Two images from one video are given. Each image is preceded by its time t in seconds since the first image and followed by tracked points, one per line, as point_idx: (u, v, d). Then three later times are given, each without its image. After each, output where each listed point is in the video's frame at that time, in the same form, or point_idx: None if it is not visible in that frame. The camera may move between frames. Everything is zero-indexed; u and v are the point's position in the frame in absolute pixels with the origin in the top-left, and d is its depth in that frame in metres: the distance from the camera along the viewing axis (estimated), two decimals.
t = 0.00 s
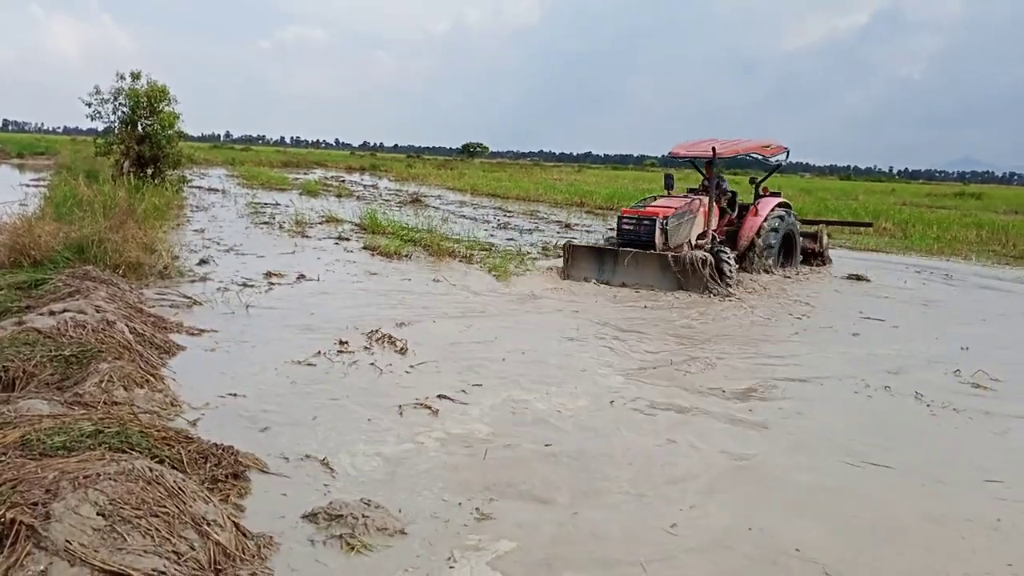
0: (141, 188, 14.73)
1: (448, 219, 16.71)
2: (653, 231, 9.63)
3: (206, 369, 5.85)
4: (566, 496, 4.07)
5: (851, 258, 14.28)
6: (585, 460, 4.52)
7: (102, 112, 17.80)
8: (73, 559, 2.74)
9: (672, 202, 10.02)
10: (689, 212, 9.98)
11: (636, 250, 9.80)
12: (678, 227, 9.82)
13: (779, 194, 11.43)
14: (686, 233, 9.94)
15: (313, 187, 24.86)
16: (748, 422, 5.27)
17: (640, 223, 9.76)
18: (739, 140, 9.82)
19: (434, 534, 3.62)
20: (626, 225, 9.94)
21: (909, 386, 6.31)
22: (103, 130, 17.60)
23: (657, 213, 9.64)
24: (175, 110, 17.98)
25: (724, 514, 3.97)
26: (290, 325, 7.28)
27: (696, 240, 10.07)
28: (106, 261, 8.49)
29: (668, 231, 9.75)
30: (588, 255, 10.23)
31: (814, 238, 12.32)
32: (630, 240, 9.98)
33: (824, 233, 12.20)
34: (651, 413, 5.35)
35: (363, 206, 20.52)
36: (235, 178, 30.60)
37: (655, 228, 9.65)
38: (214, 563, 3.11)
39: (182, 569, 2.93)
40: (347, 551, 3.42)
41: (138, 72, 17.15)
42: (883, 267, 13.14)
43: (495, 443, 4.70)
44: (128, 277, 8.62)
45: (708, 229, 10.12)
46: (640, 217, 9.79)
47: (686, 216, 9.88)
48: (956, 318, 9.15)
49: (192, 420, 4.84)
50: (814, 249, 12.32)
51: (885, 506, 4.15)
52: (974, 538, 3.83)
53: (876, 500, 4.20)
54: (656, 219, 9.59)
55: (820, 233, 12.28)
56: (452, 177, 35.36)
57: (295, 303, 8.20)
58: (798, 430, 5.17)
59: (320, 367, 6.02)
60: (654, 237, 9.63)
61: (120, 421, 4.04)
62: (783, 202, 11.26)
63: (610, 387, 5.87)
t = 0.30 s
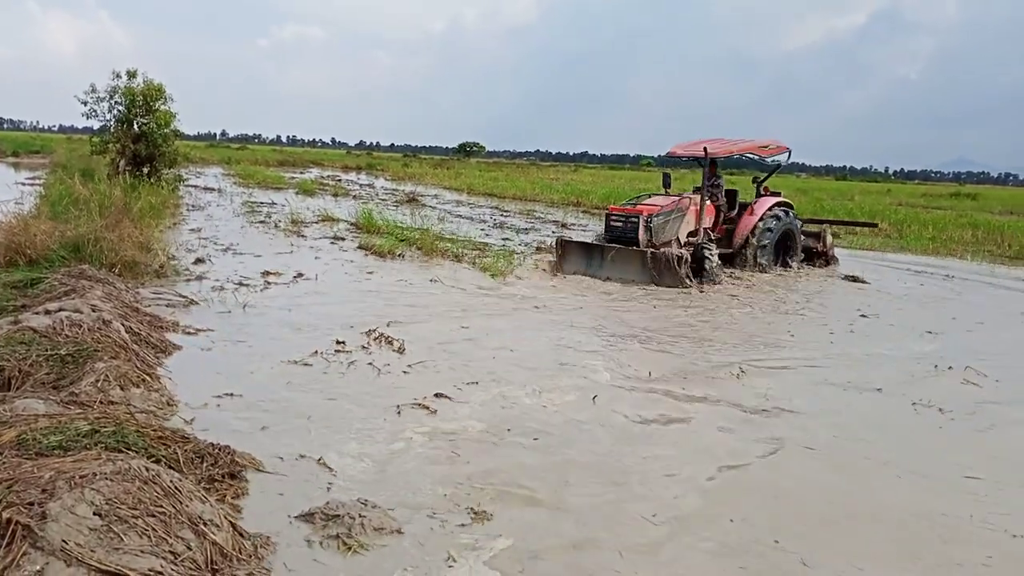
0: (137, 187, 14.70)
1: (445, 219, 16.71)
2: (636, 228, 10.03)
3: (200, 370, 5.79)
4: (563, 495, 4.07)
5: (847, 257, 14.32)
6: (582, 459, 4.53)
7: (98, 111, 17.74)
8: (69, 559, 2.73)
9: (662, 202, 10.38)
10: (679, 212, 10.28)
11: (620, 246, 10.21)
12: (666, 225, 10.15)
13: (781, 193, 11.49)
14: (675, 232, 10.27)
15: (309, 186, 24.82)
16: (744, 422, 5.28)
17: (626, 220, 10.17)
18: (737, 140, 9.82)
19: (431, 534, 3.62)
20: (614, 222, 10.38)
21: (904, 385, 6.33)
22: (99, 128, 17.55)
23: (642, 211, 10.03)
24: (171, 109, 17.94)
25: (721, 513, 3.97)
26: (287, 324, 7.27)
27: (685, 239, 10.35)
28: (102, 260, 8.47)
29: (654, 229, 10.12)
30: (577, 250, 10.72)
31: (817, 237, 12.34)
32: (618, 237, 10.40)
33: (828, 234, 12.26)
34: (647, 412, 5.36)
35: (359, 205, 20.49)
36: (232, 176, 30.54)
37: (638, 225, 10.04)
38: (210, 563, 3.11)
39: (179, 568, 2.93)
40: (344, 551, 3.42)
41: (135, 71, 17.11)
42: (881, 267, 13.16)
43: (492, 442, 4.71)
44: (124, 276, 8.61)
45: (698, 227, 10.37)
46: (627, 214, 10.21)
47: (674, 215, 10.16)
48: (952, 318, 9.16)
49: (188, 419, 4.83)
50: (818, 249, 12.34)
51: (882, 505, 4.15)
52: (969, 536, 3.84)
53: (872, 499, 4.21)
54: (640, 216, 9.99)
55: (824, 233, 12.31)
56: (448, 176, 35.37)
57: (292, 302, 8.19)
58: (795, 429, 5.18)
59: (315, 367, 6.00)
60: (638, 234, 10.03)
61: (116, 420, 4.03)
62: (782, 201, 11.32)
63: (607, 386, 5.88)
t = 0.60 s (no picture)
0: (137, 189, 14.70)
1: (445, 222, 16.72)
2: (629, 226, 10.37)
3: (200, 372, 5.78)
4: (564, 497, 4.07)
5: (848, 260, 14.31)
6: (584, 461, 4.52)
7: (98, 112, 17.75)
8: (70, 562, 2.73)
9: (660, 202, 10.67)
10: (676, 212, 10.52)
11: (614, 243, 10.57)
12: (661, 225, 10.44)
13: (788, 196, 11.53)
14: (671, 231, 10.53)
15: (309, 188, 24.82)
16: (746, 424, 5.28)
17: (621, 219, 10.52)
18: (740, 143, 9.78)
19: (432, 537, 3.62)
20: (611, 221, 10.74)
21: (906, 386, 6.32)
22: (100, 130, 17.55)
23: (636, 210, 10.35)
24: (172, 111, 17.94)
25: (722, 515, 3.96)
26: (288, 327, 7.27)
27: (683, 238, 10.58)
28: (102, 262, 8.48)
29: (649, 228, 10.42)
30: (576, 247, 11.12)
31: (827, 242, 12.37)
32: (614, 235, 10.75)
33: (839, 238, 12.31)
34: (649, 414, 5.36)
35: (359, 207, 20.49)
36: (231, 178, 30.55)
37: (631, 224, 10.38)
38: (210, 566, 3.10)
39: (179, 571, 2.93)
40: (345, 554, 3.42)
41: (135, 73, 17.11)
42: (881, 269, 13.16)
43: (494, 444, 4.70)
44: (125, 278, 8.61)
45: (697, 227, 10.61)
46: (623, 213, 10.55)
47: (670, 215, 10.43)
48: (951, 320, 9.17)
49: (188, 422, 4.83)
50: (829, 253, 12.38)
51: (884, 506, 4.15)
52: (971, 538, 3.83)
53: (873, 501, 4.21)
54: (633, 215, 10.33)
55: (835, 237, 12.35)
56: (448, 178, 35.39)
57: (292, 304, 8.19)
58: (797, 431, 5.18)
59: (314, 369, 6.00)
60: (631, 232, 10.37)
61: (117, 422, 4.03)
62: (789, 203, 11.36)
63: (608, 388, 5.88)
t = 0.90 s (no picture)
0: (134, 189, 14.68)
1: (443, 223, 16.73)
2: (628, 225, 10.56)
3: (197, 373, 5.78)
4: (561, 498, 4.07)
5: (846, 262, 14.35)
6: (582, 462, 4.53)
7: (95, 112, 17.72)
8: (67, 562, 2.73)
9: (661, 202, 10.84)
10: (676, 213, 10.70)
11: (613, 242, 10.90)
12: (661, 225, 10.62)
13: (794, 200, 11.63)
14: (671, 231, 10.71)
15: (306, 189, 24.82)
16: (743, 424, 5.28)
17: (621, 218, 10.72)
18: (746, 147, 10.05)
19: (429, 538, 3.61)
20: (611, 220, 10.95)
21: (902, 388, 6.34)
22: (97, 130, 17.53)
23: (635, 210, 10.54)
24: (169, 111, 17.93)
25: (720, 516, 3.97)
26: (286, 327, 7.27)
27: (683, 239, 10.80)
28: (99, 262, 8.47)
29: (649, 228, 10.61)
30: (578, 245, 11.49)
31: (835, 244, 12.42)
32: (614, 234, 10.96)
33: (847, 240, 12.36)
34: (647, 414, 5.37)
35: (356, 208, 20.49)
36: (228, 178, 30.53)
37: (630, 223, 10.57)
38: (207, 566, 3.10)
39: (176, 571, 2.92)
40: (341, 555, 3.41)
41: (133, 73, 17.10)
42: (879, 271, 13.19)
43: (491, 445, 4.70)
44: (121, 278, 8.59)
45: (699, 228, 10.84)
46: (623, 212, 10.75)
47: (670, 215, 10.61)
48: (946, 322, 9.20)
49: (186, 422, 4.83)
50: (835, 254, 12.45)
51: (881, 507, 4.16)
52: (969, 539, 3.84)
53: (870, 502, 4.21)
54: (632, 215, 10.52)
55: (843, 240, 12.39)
56: (445, 179, 35.40)
57: (290, 305, 8.19)
58: (794, 432, 5.19)
59: (312, 369, 6.00)
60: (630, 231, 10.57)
61: (113, 423, 4.02)
62: (794, 207, 11.45)
63: (606, 389, 5.89)
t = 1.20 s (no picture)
0: (130, 190, 14.67)
1: (440, 224, 16.74)
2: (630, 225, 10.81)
3: (194, 372, 5.79)
4: (556, 500, 4.07)
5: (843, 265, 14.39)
6: (578, 463, 4.53)
7: (92, 112, 17.69)
8: (61, 563, 2.72)
9: (665, 204, 11.06)
10: (679, 214, 10.90)
11: (617, 240, 11.19)
12: (663, 225, 10.85)
13: (800, 205, 11.70)
14: (674, 232, 10.92)
15: (303, 190, 24.82)
16: (739, 426, 5.30)
17: (624, 218, 10.98)
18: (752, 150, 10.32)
19: (425, 539, 3.61)
20: (615, 221, 11.20)
21: (898, 390, 6.37)
22: (93, 130, 17.51)
23: (638, 210, 10.79)
24: (166, 111, 17.91)
25: (715, 518, 3.98)
26: (283, 328, 7.27)
27: (686, 240, 10.98)
28: (95, 261, 8.46)
29: (651, 228, 10.84)
30: (585, 244, 11.81)
31: (841, 250, 12.49)
32: (618, 234, 11.22)
33: (853, 245, 12.45)
34: (644, 416, 5.39)
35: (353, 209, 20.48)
36: (224, 179, 30.51)
37: (633, 223, 10.81)
38: (202, 567, 3.10)
39: (171, 572, 2.93)
40: (336, 556, 3.41)
41: (129, 73, 17.08)
42: (876, 274, 13.24)
43: (488, 446, 4.71)
44: (118, 278, 8.59)
45: (703, 230, 11.03)
46: (627, 213, 11.01)
47: (672, 216, 10.83)
48: (941, 324, 9.24)
49: (182, 422, 4.83)
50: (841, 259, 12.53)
51: (875, 509, 4.17)
52: (962, 542, 3.86)
53: (864, 504, 4.23)
54: (634, 215, 10.77)
55: (848, 246, 12.47)
56: (442, 181, 35.40)
57: (287, 306, 8.20)
58: (790, 433, 5.22)
59: (308, 370, 6.01)
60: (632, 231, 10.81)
61: (109, 423, 4.02)
62: (800, 211, 11.52)
63: (603, 390, 5.91)
